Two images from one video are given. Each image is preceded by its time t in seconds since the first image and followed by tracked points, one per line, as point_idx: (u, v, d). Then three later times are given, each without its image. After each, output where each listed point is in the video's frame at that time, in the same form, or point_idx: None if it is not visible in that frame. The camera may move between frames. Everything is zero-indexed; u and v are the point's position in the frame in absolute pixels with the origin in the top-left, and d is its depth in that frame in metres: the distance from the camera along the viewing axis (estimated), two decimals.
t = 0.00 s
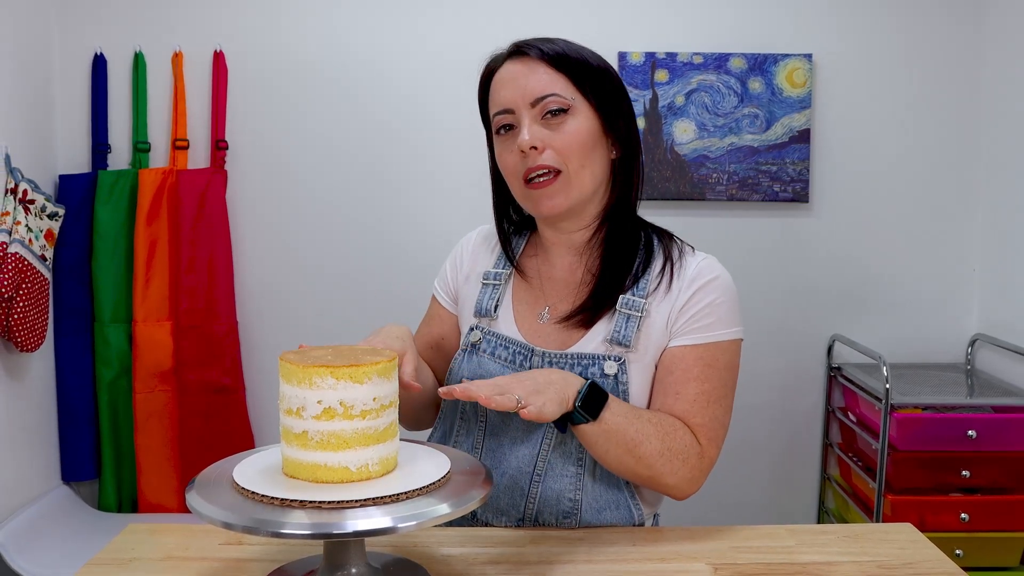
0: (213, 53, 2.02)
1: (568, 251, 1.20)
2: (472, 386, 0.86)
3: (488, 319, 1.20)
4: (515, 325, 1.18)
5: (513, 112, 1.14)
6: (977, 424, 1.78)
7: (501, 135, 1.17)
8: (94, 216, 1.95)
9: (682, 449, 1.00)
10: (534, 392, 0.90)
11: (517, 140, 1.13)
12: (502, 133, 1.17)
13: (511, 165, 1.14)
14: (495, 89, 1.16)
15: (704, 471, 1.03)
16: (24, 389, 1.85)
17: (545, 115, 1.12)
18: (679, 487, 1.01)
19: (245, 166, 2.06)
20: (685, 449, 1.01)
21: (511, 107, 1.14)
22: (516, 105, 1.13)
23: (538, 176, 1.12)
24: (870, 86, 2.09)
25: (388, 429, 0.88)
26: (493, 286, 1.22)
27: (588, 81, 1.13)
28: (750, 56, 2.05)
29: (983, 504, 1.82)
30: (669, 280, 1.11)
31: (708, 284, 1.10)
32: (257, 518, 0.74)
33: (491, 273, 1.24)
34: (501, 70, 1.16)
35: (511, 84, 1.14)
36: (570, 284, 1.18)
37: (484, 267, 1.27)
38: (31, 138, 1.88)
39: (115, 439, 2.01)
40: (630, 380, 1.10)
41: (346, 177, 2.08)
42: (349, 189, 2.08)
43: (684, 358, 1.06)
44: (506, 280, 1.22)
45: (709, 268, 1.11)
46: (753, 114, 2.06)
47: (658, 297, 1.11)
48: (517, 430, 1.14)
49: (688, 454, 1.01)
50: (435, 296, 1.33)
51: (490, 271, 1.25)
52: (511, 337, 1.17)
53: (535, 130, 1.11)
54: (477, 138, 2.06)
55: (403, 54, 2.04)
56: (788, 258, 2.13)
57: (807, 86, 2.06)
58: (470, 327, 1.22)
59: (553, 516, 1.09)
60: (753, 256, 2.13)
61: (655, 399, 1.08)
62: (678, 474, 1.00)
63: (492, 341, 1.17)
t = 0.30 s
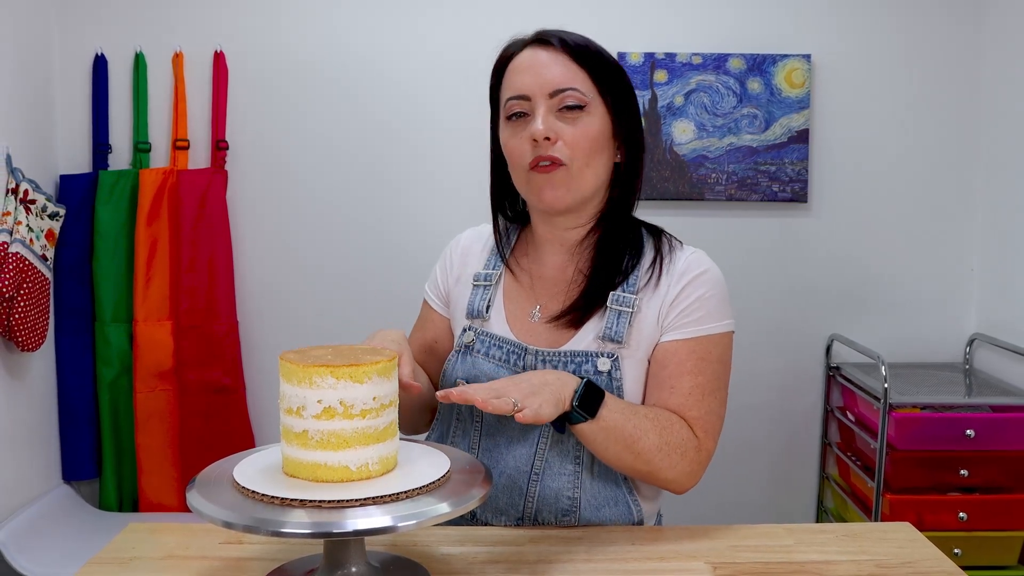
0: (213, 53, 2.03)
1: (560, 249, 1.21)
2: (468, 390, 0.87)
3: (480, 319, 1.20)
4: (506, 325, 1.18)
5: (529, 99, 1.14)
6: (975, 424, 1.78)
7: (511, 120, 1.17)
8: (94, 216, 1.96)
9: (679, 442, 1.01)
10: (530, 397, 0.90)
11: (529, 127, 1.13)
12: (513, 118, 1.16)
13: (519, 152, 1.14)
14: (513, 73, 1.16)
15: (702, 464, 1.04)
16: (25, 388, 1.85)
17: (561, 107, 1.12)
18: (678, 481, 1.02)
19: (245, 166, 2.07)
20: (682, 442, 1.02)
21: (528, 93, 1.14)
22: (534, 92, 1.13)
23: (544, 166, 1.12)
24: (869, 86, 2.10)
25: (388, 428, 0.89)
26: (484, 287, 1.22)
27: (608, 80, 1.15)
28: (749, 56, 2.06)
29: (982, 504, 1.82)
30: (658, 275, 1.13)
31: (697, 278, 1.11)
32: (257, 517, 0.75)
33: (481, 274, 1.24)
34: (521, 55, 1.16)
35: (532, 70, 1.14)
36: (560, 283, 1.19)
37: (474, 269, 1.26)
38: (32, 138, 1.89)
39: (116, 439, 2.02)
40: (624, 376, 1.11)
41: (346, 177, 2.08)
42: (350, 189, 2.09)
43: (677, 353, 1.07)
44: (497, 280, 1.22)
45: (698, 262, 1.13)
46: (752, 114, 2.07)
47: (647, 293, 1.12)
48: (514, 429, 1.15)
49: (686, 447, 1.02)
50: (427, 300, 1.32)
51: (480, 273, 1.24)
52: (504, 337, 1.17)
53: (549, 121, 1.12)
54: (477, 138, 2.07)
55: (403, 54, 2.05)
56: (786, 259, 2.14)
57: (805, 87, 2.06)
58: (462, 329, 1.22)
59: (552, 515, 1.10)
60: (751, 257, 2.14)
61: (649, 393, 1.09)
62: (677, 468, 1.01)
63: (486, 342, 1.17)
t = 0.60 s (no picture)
0: (214, 53, 2.04)
1: (551, 250, 1.22)
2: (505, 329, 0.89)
3: (473, 321, 1.21)
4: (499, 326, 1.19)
5: (541, 101, 1.13)
6: (973, 423, 1.79)
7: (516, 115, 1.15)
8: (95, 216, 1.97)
9: (680, 437, 1.02)
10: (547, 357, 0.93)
11: (539, 128, 1.12)
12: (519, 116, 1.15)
13: (523, 151, 1.13)
14: (527, 70, 1.15)
15: (703, 458, 1.05)
16: (26, 387, 1.86)
17: (572, 114, 1.13)
18: (679, 476, 1.03)
19: (245, 166, 2.08)
20: (683, 436, 1.03)
21: (540, 93, 1.13)
22: (547, 92, 1.13)
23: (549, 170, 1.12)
24: (867, 87, 2.11)
25: (389, 427, 0.90)
26: (476, 289, 1.22)
27: (617, 93, 1.16)
28: (747, 57, 2.07)
29: (980, 503, 1.83)
30: (649, 271, 1.14)
31: (688, 274, 1.12)
32: (258, 516, 0.76)
33: (473, 276, 1.24)
34: (535, 53, 1.16)
35: (548, 70, 1.13)
36: (550, 284, 1.20)
37: (466, 272, 1.26)
38: (33, 138, 1.89)
39: (117, 438, 2.03)
40: (620, 372, 1.12)
41: (346, 177, 2.09)
42: (350, 189, 2.09)
43: (673, 349, 1.08)
44: (489, 282, 1.22)
45: (689, 258, 1.14)
46: (751, 115, 2.08)
47: (639, 289, 1.13)
48: (512, 428, 1.15)
49: (687, 442, 1.03)
50: (420, 303, 1.32)
51: (472, 275, 1.25)
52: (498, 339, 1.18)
53: (560, 126, 1.11)
54: (477, 138, 2.08)
55: (403, 54, 2.06)
56: (785, 259, 2.15)
57: (804, 87, 2.07)
58: (457, 332, 1.23)
59: (553, 513, 1.11)
60: (750, 257, 2.14)
61: (647, 387, 1.10)
62: (679, 462, 1.02)
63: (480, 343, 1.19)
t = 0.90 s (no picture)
0: (214, 54, 2.05)
1: (543, 246, 1.22)
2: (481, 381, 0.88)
3: (468, 324, 1.21)
4: (494, 324, 1.20)
5: (548, 118, 1.11)
6: (971, 422, 1.80)
7: (523, 130, 1.14)
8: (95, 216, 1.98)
9: (679, 433, 1.03)
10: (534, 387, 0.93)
11: (547, 148, 1.12)
12: (525, 131, 1.13)
13: (530, 170, 1.13)
14: (534, 83, 1.12)
15: (704, 450, 1.06)
16: (27, 387, 1.87)
17: (578, 131, 1.12)
18: (683, 470, 1.04)
19: (245, 166, 2.09)
20: (683, 432, 1.04)
21: (549, 111, 1.11)
22: (557, 112, 1.11)
23: (555, 190, 1.13)
24: (865, 87, 2.12)
25: (388, 426, 0.90)
26: (470, 293, 1.23)
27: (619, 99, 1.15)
28: (746, 57, 2.07)
29: (978, 501, 1.84)
30: (638, 265, 1.15)
31: (679, 264, 1.12)
32: (258, 515, 0.77)
33: (467, 280, 1.25)
34: (543, 66, 1.12)
35: (558, 87, 1.11)
36: (545, 280, 1.21)
37: (460, 277, 1.27)
38: (34, 138, 1.90)
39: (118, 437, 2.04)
40: (615, 367, 1.13)
41: (346, 177, 2.10)
42: (350, 189, 2.10)
43: (668, 341, 1.09)
44: (482, 285, 1.23)
45: (678, 250, 1.14)
46: (750, 115, 2.08)
47: (630, 282, 1.14)
48: (511, 427, 1.16)
49: (687, 437, 1.04)
50: (418, 315, 1.33)
51: (466, 279, 1.25)
52: (493, 337, 1.18)
53: (568, 146, 1.11)
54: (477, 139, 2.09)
55: (403, 54, 2.07)
56: (783, 258, 2.16)
57: (803, 87, 2.08)
58: (454, 336, 1.23)
59: (553, 510, 1.12)
60: (748, 257, 2.15)
61: (643, 386, 1.11)
62: (680, 458, 1.03)
63: (477, 344, 1.19)
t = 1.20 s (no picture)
0: (214, 54, 2.06)
1: (536, 246, 1.22)
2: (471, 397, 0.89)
3: (465, 324, 1.22)
4: (491, 325, 1.21)
5: (525, 122, 1.12)
6: (970, 421, 1.81)
7: (503, 133, 1.15)
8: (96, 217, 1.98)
9: (676, 429, 1.04)
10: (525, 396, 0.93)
11: (524, 151, 1.13)
12: (505, 134, 1.15)
13: (508, 174, 1.14)
14: (511, 87, 1.13)
15: (701, 444, 1.07)
16: (28, 386, 1.88)
17: (556, 133, 1.12)
18: (680, 465, 1.05)
19: (245, 166, 2.10)
20: (679, 428, 1.04)
21: (525, 114, 1.12)
22: (532, 115, 1.11)
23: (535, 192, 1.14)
24: (861, 87, 2.12)
25: (388, 426, 0.91)
26: (466, 293, 1.24)
27: (603, 99, 1.14)
28: (745, 57, 2.08)
29: (977, 501, 1.85)
30: (632, 261, 1.16)
31: (672, 260, 1.13)
32: (258, 514, 0.77)
33: (463, 281, 1.26)
34: (520, 70, 1.12)
35: (532, 90, 1.11)
36: (539, 280, 1.21)
37: (456, 277, 1.28)
38: (35, 138, 1.91)
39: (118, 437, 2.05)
40: (611, 364, 1.13)
41: (347, 176, 2.11)
42: (350, 189, 2.11)
43: (663, 337, 1.09)
44: (479, 285, 1.24)
45: (671, 245, 1.15)
46: (748, 115, 2.09)
47: (624, 278, 1.15)
48: (510, 428, 1.17)
49: (683, 432, 1.04)
50: (415, 316, 1.33)
51: (462, 280, 1.26)
52: (490, 337, 1.19)
53: (544, 149, 1.12)
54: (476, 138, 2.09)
55: (403, 54, 2.07)
56: (782, 258, 2.17)
57: (802, 87, 2.09)
58: (451, 336, 1.24)
59: (555, 509, 1.13)
60: (747, 257, 2.16)
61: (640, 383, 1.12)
62: (678, 453, 1.04)
63: (475, 345, 1.19)
